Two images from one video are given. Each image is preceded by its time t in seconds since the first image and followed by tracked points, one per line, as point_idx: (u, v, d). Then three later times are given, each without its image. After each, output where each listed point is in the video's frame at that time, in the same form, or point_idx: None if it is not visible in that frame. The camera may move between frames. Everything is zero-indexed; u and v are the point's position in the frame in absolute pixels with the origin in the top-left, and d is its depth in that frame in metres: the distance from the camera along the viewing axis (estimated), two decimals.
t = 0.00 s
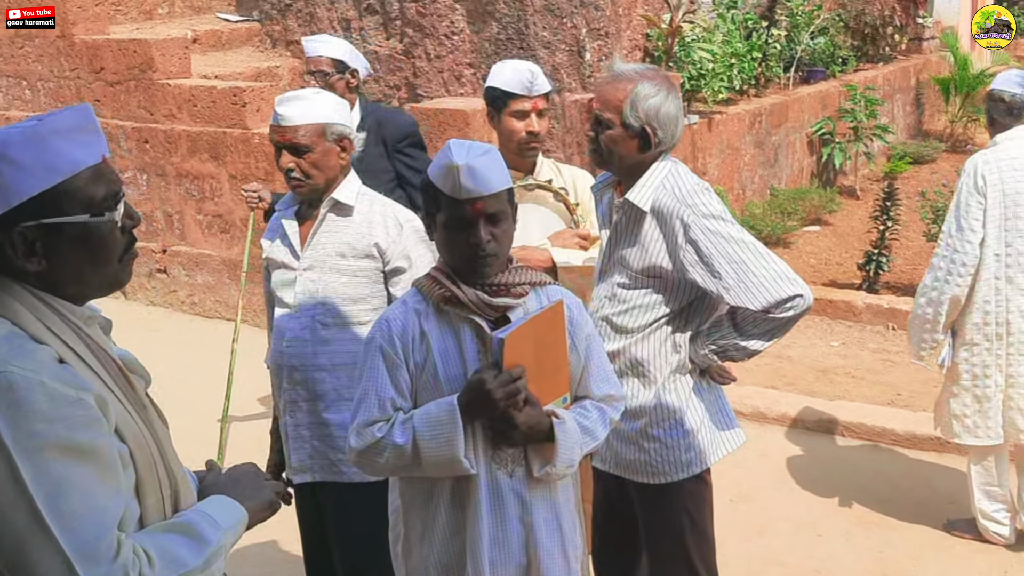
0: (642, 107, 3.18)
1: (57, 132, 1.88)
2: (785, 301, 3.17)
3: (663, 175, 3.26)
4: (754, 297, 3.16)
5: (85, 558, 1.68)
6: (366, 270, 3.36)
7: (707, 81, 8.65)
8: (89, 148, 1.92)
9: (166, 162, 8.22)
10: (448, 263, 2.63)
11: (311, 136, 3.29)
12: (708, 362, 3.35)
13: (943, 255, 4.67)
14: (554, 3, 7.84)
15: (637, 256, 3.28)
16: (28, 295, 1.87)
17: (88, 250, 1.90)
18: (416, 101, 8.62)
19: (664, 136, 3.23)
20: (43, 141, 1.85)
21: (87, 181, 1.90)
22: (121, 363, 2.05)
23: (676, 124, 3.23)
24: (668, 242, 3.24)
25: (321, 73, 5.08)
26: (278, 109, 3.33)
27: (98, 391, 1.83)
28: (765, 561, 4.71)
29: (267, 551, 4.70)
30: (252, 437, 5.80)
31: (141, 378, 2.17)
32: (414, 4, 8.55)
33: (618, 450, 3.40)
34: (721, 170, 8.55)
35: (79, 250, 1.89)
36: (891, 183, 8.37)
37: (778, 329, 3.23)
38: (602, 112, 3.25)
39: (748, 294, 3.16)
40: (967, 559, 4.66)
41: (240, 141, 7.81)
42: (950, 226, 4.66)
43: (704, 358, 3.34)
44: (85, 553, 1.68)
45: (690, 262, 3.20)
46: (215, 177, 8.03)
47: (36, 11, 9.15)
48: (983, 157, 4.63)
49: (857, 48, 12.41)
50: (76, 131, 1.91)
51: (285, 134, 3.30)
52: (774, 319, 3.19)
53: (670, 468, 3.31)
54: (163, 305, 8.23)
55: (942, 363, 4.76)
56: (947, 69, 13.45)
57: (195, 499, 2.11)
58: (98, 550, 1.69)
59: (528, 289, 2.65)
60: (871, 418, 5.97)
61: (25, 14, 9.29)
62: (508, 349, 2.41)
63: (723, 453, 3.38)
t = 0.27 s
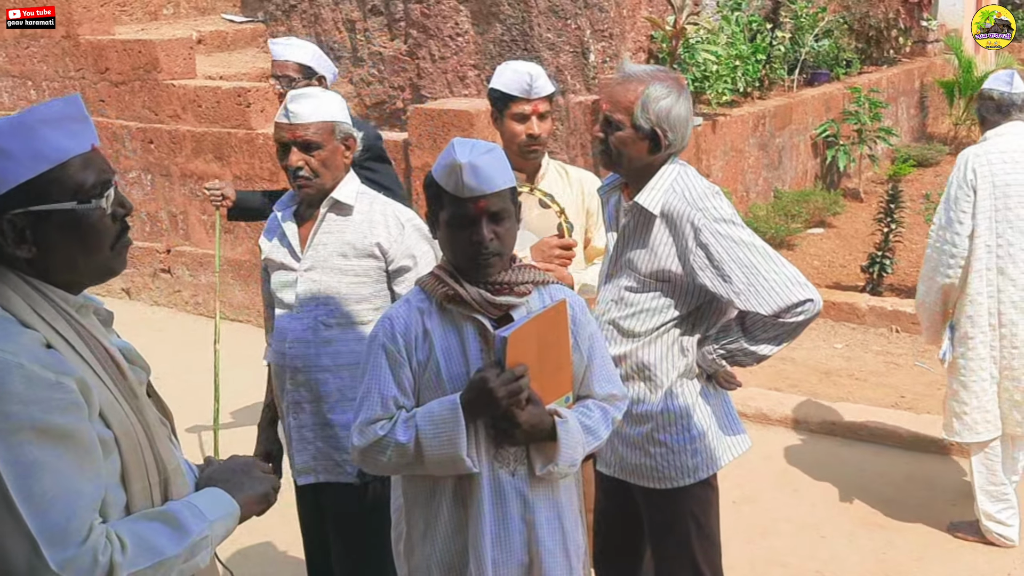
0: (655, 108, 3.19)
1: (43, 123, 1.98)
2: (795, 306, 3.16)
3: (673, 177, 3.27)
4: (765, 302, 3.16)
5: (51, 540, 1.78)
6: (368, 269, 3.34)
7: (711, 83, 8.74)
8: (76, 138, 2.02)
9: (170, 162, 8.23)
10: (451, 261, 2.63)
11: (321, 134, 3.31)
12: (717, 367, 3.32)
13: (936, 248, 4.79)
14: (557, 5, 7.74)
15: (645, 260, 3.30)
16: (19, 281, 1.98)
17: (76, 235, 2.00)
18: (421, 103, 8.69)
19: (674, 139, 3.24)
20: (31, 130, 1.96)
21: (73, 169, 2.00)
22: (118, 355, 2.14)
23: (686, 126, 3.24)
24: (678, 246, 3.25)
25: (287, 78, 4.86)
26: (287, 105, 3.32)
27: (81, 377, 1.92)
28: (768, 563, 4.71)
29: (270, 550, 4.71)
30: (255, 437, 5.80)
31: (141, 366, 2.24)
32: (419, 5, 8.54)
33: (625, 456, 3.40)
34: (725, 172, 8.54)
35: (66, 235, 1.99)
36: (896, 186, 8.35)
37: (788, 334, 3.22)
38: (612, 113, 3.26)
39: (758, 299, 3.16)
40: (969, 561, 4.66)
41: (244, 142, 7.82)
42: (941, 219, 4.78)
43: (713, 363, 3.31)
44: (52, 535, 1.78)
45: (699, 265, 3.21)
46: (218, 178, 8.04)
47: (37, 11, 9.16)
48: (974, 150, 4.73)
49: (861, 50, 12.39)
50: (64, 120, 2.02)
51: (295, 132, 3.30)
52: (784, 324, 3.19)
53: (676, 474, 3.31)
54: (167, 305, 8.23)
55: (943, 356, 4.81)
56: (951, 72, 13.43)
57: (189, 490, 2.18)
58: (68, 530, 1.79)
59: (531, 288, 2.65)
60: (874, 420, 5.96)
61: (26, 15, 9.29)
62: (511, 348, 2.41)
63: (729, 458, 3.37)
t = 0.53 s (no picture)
0: (662, 108, 3.23)
1: (33, 117, 1.99)
2: (802, 309, 3.19)
3: (680, 179, 3.29)
4: (771, 304, 3.18)
5: (61, 540, 1.81)
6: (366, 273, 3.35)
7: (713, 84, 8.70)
8: (67, 131, 2.02)
9: (172, 162, 8.24)
10: (453, 259, 2.64)
11: (332, 134, 3.36)
12: (721, 369, 3.30)
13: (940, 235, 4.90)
14: (560, 5, 7.77)
15: (651, 261, 3.30)
16: (19, 279, 1.98)
17: (74, 228, 2.01)
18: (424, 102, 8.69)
19: (681, 139, 3.28)
20: (21, 125, 1.97)
21: (66, 163, 2.00)
22: (122, 349, 2.15)
23: (693, 127, 3.28)
24: (685, 247, 3.25)
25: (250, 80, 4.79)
26: (302, 103, 3.37)
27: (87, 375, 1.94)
28: (767, 564, 4.71)
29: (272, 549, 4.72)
30: (258, 436, 5.82)
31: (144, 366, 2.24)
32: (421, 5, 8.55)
33: (629, 457, 3.41)
34: (727, 173, 8.54)
35: (64, 231, 2.00)
36: (898, 186, 8.35)
37: (795, 337, 3.24)
38: (619, 112, 3.29)
39: (764, 301, 3.18)
40: (969, 562, 4.67)
41: (247, 141, 7.83)
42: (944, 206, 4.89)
43: (719, 366, 3.29)
44: (63, 534, 1.81)
45: (706, 267, 3.21)
46: (221, 177, 8.05)
47: (35, 11, 9.20)
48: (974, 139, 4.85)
49: (864, 52, 12.38)
50: (52, 113, 2.02)
51: (308, 130, 3.35)
52: (791, 327, 3.21)
53: (679, 475, 3.32)
54: (170, 304, 8.24)
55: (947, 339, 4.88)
56: (954, 73, 13.41)
57: (199, 488, 2.21)
58: (77, 529, 1.82)
59: (533, 285, 2.66)
60: (876, 420, 5.97)
61: (26, 14, 9.30)
62: (512, 346, 2.41)
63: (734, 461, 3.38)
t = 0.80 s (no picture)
0: (668, 106, 3.22)
1: (33, 115, 1.91)
2: (807, 311, 3.22)
3: (684, 178, 3.29)
4: (775, 306, 3.21)
5: (85, 555, 1.72)
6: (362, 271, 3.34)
7: (716, 83, 8.69)
8: (68, 129, 1.94)
9: (176, 161, 8.26)
10: (455, 256, 2.65)
11: (340, 136, 3.36)
12: (725, 371, 3.32)
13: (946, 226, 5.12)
14: (563, 5, 7.82)
15: (656, 262, 3.29)
16: (26, 285, 1.89)
17: (81, 232, 1.92)
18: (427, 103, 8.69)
19: (686, 139, 3.27)
20: (22, 126, 1.89)
21: (71, 163, 1.92)
22: (131, 359, 2.07)
23: (700, 127, 3.27)
24: (690, 248, 3.25)
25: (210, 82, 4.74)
26: (313, 100, 3.35)
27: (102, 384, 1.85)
28: (770, 566, 4.70)
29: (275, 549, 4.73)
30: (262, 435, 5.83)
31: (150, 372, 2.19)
32: (425, 6, 8.55)
33: (634, 458, 3.41)
34: (730, 173, 8.54)
35: (71, 234, 1.92)
36: (902, 186, 8.35)
37: (798, 339, 3.27)
38: (625, 111, 3.28)
39: (769, 303, 3.20)
40: (973, 563, 4.67)
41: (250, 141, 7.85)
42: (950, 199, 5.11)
43: (723, 367, 3.31)
44: (86, 551, 1.72)
45: (711, 268, 3.22)
46: (225, 177, 8.06)
47: (35, 11, 9.20)
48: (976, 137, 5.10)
49: (867, 52, 12.39)
50: (53, 113, 1.94)
51: (316, 129, 3.33)
52: (795, 329, 3.23)
53: (682, 476, 3.32)
54: (173, 304, 8.26)
55: (957, 323, 5.04)
56: (957, 74, 13.40)
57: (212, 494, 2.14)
58: (98, 545, 1.73)
59: (536, 283, 2.67)
60: (880, 420, 5.97)
61: (24, 14, 9.31)
62: (516, 342, 2.43)
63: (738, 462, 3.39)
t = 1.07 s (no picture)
0: (671, 106, 3.24)
1: (40, 120, 1.89)
2: (808, 312, 3.20)
3: (686, 178, 3.30)
4: (776, 307, 3.20)
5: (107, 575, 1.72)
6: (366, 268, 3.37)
7: (717, 85, 8.70)
8: (76, 133, 1.93)
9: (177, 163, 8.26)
10: (455, 257, 2.65)
11: (340, 136, 3.35)
12: (727, 375, 3.31)
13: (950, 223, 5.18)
14: (564, 7, 7.85)
15: (656, 262, 3.29)
16: (35, 297, 1.89)
17: (92, 238, 1.93)
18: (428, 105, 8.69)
19: (689, 139, 3.29)
20: (29, 130, 1.87)
21: (81, 168, 1.92)
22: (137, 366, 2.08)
23: (702, 127, 3.29)
24: (691, 247, 3.25)
25: (151, 81, 4.70)
26: (312, 101, 3.34)
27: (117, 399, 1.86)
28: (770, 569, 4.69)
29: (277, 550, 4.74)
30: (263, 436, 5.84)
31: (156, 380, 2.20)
32: (427, 8, 8.55)
33: (634, 460, 3.42)
34: (732, 175, 8.55)
35: (83, 240, 1.92)
36: (903, 188, 8.35)
37: (799, 341, 3.25)
38: (628, 112, 3.30)
39: (770, 304, 3.19)
40: (974, 565, 4.66)
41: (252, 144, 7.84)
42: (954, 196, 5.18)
43: (724, 370, 3.30)
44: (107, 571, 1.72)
45: (712, 268, 3.22)
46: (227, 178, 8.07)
47: (33, 11, 9.23)
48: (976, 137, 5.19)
49: (869, 54, 12.40)
50: (59, 115, 1.92)
51: (316, 129, 3.31)
52: (796, 331, 3.22)
53: (683, 478, 3.33)
54: (175, 306, 8.25)
55: (963, 317, 5.06)
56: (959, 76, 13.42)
57: (222, 505, 2.16)
58: (120, 564, 1.74)
59: (537, 283, 2.67)
60: (882, 422, 5.97)
61: (23, 14, 9.34)
62: (516, 343, 2.44)
63: (739, 464, 3.39)
